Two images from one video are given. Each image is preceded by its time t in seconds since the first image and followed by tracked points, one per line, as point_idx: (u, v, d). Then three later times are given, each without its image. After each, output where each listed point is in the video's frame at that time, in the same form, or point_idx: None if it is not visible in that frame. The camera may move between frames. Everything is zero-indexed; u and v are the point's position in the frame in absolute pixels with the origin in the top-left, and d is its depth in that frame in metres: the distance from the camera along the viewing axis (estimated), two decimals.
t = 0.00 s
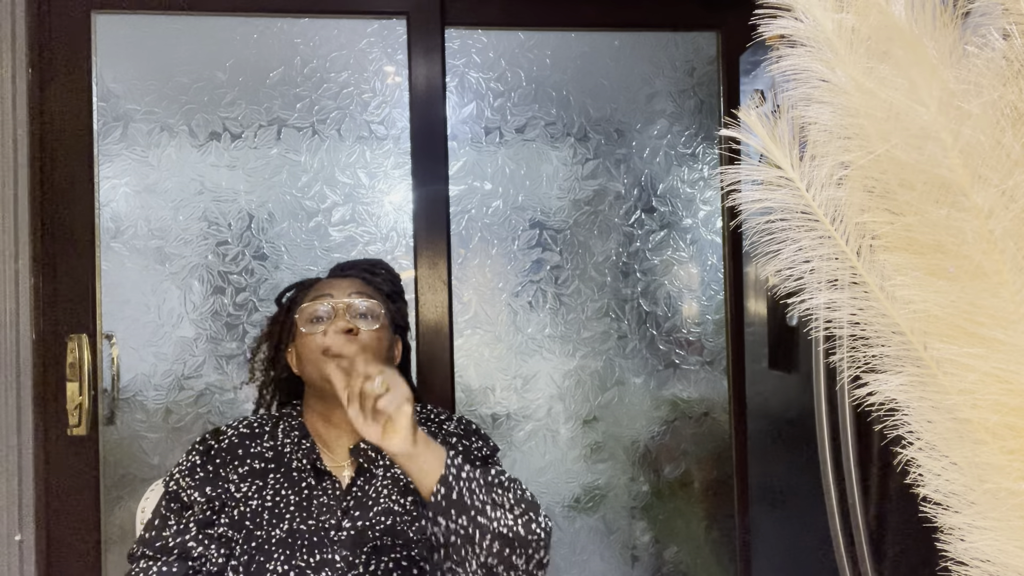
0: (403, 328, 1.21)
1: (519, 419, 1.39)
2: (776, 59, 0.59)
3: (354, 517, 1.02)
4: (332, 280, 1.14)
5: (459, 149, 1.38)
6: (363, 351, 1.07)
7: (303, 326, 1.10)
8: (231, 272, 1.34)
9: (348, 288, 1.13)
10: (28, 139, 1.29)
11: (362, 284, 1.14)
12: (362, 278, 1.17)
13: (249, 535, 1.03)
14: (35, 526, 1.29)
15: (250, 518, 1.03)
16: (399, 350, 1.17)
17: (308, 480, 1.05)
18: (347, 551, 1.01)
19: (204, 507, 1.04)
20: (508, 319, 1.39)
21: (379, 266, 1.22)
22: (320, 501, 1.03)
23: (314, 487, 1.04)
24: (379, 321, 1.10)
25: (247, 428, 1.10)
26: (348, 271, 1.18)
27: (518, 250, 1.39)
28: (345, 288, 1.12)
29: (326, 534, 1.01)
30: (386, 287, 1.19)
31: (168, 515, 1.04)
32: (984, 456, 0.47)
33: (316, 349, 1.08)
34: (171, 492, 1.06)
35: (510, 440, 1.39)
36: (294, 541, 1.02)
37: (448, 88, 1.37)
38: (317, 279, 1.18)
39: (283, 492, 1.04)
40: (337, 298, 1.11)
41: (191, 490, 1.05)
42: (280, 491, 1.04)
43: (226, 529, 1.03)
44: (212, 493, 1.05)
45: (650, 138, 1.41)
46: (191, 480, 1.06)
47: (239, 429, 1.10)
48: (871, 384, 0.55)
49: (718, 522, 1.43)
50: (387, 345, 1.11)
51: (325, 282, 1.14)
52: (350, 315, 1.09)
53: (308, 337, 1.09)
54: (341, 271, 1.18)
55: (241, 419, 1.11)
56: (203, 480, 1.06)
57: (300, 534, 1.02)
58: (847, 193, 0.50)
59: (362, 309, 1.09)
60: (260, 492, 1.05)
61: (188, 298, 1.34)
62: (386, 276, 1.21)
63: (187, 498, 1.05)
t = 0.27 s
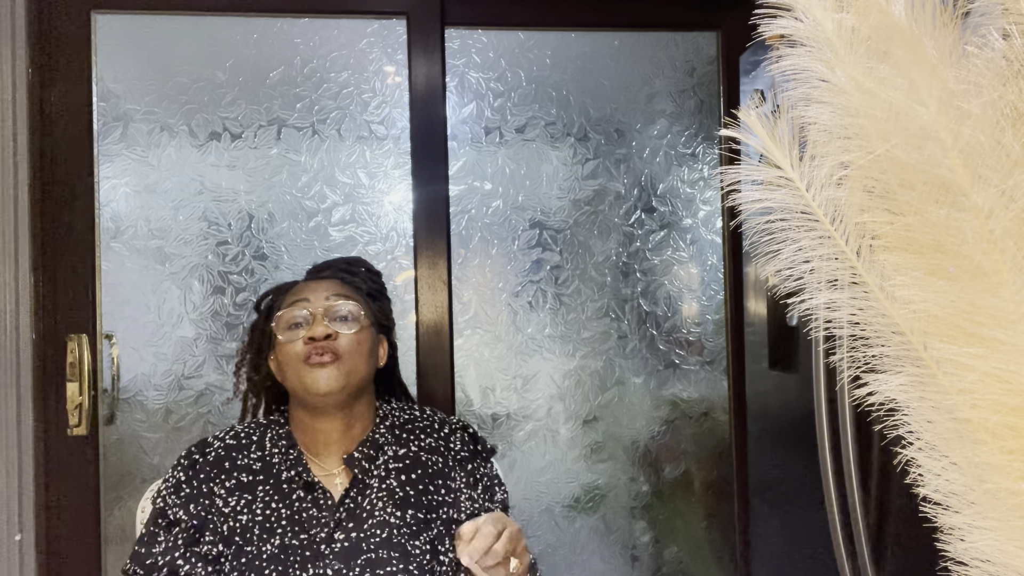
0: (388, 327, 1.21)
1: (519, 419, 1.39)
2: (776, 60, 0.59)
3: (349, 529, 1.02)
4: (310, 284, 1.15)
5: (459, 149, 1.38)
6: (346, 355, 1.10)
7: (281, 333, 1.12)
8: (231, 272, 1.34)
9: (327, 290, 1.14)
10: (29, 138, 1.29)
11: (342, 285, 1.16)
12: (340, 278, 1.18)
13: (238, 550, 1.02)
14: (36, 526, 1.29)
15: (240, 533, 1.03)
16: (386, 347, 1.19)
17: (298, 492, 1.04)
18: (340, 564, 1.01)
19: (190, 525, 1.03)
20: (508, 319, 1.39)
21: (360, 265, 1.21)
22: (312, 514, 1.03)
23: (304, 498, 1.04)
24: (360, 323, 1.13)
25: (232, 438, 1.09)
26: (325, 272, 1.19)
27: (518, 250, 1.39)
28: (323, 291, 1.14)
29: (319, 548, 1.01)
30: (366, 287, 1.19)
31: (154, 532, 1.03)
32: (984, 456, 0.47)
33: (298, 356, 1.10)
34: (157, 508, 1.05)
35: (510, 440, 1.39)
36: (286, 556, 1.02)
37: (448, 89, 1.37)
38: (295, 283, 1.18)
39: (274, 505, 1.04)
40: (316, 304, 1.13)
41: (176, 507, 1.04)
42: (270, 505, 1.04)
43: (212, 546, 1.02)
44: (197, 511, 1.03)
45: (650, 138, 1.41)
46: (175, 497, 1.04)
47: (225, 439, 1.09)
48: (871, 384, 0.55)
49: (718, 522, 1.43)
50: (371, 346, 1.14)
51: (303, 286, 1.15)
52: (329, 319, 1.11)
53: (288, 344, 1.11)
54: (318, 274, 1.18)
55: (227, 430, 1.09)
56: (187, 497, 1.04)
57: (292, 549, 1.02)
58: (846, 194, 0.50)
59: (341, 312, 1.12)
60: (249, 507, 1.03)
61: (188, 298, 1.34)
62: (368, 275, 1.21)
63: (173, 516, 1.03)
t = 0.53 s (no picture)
0: (387, 326, 1.20)
1: (519, 419, 1.39)
2: (776, 60, 0.59)
3: (345, 538, 1.01)
4: (303, 287, 1.15)
5: (459, 149, 1.38)
6: (348, 360, 1.10)
7: (279, 341, 1.13)
8: (231, 272, 1.34)
9: (324, 294, 1.14)
10: (29, 138, 1.29)
11: (338, 287, 1.16)
12: (336, 279, 1.17)
13: (235, 556, 1.02)
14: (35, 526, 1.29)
15: (237, 538, 1.02)
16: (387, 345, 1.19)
17: (297, 497, 1.04)
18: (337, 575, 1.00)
19: (187, 528, 1.02)
20: (508, 319, 1.39)
21: (354, 260, 1.21)
22: (309, 521, 1.03)
23: (302, 505, 1.04)
24: (359, 327, 1.13)
25: (233, 441, 1.09)
26: (318, 271, 1.18)
27: (518, 250, 1.39)
28: (318, 294, 1.14)
29: (316, 558, 1.01)
30: (363, 286, 1.18)
31: (151, 534, 1.03)
32: (984, 456, 0.47)
33: (298, 364, 1.10)
34: (156, 510, 1.05)
35: (510, 440, 1.39)
36: (283, 564, 1.01)
37: (448, 89, 1.37)
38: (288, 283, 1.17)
39: (272, 510, 1.03)
40: (312, 310, 1.12)
41: (175, 510, 1.04)
42: (268, 510, 1.03)
43: (208, 550, 1.02)
44: (194, 513, 1.03)
45: (650, 138, 1.41)
46: (173, 499, 1.04)
47: (226, 441, 1.09)
48: (871, 384, 0.55)
49: (718, 522, 1.43)
50: (372, 349, 1.14)
51: (297, 288, 1.15)
52: (327, 324, 1.11)
53: (286, 352, 1.11)
54: (312, 273, 1.17)
55: (227, 430, 1.10)
56: (186, 500, 1.04)
57: (289, 557, 1.01)
58: (846, 194, 0.50)
59: (340, 317, 1.12)
60: (247, 511, 1.03)
61: (188, 298, 1.34)
62: (360, 268, 1.20)
63: (171, 518, 1.03)
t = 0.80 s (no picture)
0: (397, 328, 1.21)
1: (519, 419, 1.39)
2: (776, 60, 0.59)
3: (354, 546, 1.01)
4: (312, 289, 1.14)
5: (459, 149, 1.38)
6: (357, 363, 1.10)
7: (287, 344, 1.12)
8: (231, 272, 1.34)
9: (333, 296, 1.13)
10: (29, 138, 1.29)
11: (348, 288, 1.15)
12: (347, 281, 1.16)
13: (243, 560, 1.02)
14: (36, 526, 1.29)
15: (244, 541, 1.03)
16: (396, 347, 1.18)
17: (304, 502, 1.04)
18: None
19: (193, 529, 1.03)
20: (508, 319, 1.39)
21: (362, 260, 1.21)
22: (317, 526, 1.02)
23: (310, 509, 1.04)
24: (369, 330, 1.13)
25: (240, 442, 1.09)
26: (330, 273, 1.18)
27: (518, 250, 1.39)
28: (329, 296, 1.13)
29: (323, 565, 1.00)
30: (373, 287, 1.18)
31: (157, 535, 1.03)
32: (984, 456, 0.47)
33: (307, 367, 1.09)
34: (160, 510, 1.05)
35: (510, 440, 1.39)
36: (290, 570, 1.01)
37: (448, 89, 1.37)
38: (299, 284, 1.17)
39: (279, 514, 1.03)
40: (322, 312, 1.12)
41: (180, 510, 1.04)
42: (275, 513, 1.03)
43: (214, 552, 1.02)
44: (199, 515, 1.03)
45: (650, 138, 1.41)
46: (179, 500, 1.05)
47: (232, 442, 1.09)
48: (870, 384, 0.55)
49: (718, 522, 1.43)
50: (381, 352, 1.13)
51: (306, 289, 1.14)
52: (337, 327, 1.11)
53: (295, 355, 1.10)
54: (324, 274, 1.18)
55: (234, 431, 1.10)
56: (191, 501, 1.04)
57: (296, 563, 1.01)
58: (846, 194, 0.50)
59: (350, 319, 1.12)
60: (254, 514, 1.03)
61: (188, 298, 1.34)
62: (369, 268, 1.21)
63: (177, 519, 1.03)
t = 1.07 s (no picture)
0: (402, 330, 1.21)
1: (519, 419, 1.39)
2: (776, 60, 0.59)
3: (357, 544, 1.02)
4: (319, 290, 1.15)
5: (459, 149, 1.38)
6: (361, 366, 1.10)
7: (293, 345, 1.12)
8: (231, 272, 1.34)
9: (340, 299, 1.14)
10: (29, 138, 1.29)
11: (354, 291, 1.16)
12: (353, 283, 1.17)
13: (246, 559, 1.02)
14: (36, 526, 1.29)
15: (247, 541, 1.02)
16: (400, 350, 1.19)
17: (307, 501, 1.04)
18: None
19: (195, 529, 1.02)
20: (508, 319, 1.39)
21: (369, 262, 1.21)
22: (320, 525, 1.03)
23: (312, 509, 1.04)
24: (374, 333, 1.13)
25: (243, 442, 1.09)
26: (336, 274, 1.18)
27: (518, 250, 1.39)
28: (335, 298, 1.14)
29: (327, 563, 1.00)
30: (378, 289, 1.19)
31: (160, 535, 1.03)
32: (984, 457, 0.47)
33: (311, 369, 1.10)
34: (164, 511, 1.05)
35: (510, 440, 1.39)
36: (294, 568, 1.01)
37: (448, 89, 1.37)
38: (305, 284, 1.17)
39: (282, 514, 1.03)
40: (328, 315, 1.12)
41: (182, 510, 1.03)
42: (278, 513, 1.04)
43: (217, 552, 1.01)
44: (202, 515, 1.03)
45: (650, 138, 1.41)
46: (181, 500, 1.04)
47: (235, 442, 1.09)
48: (870, 384, 0.55)
49: (718, 523, 1.43)
50: (386, 355, 1.14)
51: (312, 291, 1.15)
52: (343, 330, 1.11)
53: (300, 357, 1.11)
54: (330, 275, 1.17)
55: (237, 432, 1.10)
56: (194, 501, 1.04)
57: (299, 562, 1.01)
58: (846, 194, 0.50)
59: (356, 322, 1.12)
60: (257, 514, 1.03)
61: (188, 298, 1.34)
62: (374, 271, 1.21)
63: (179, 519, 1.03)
